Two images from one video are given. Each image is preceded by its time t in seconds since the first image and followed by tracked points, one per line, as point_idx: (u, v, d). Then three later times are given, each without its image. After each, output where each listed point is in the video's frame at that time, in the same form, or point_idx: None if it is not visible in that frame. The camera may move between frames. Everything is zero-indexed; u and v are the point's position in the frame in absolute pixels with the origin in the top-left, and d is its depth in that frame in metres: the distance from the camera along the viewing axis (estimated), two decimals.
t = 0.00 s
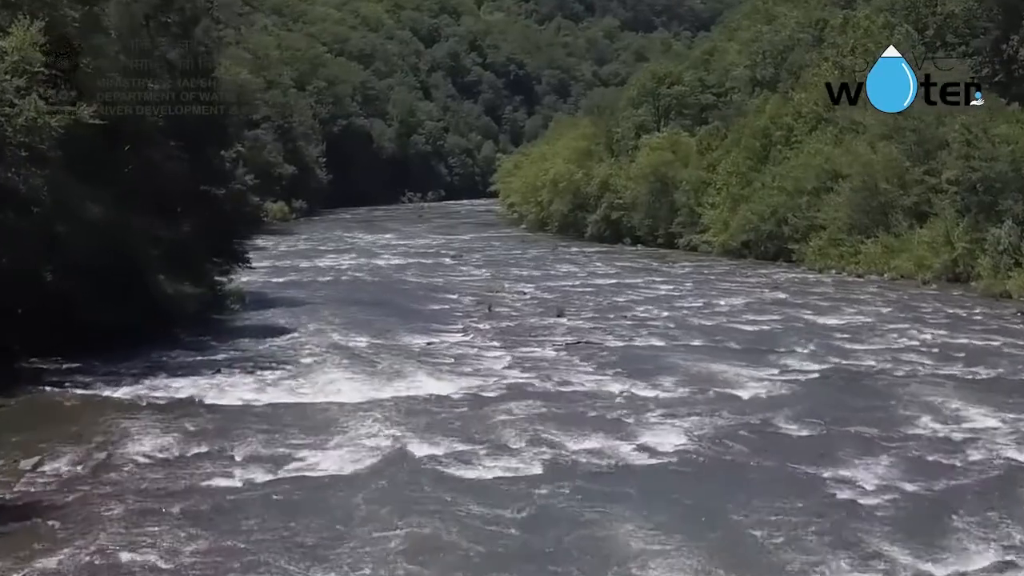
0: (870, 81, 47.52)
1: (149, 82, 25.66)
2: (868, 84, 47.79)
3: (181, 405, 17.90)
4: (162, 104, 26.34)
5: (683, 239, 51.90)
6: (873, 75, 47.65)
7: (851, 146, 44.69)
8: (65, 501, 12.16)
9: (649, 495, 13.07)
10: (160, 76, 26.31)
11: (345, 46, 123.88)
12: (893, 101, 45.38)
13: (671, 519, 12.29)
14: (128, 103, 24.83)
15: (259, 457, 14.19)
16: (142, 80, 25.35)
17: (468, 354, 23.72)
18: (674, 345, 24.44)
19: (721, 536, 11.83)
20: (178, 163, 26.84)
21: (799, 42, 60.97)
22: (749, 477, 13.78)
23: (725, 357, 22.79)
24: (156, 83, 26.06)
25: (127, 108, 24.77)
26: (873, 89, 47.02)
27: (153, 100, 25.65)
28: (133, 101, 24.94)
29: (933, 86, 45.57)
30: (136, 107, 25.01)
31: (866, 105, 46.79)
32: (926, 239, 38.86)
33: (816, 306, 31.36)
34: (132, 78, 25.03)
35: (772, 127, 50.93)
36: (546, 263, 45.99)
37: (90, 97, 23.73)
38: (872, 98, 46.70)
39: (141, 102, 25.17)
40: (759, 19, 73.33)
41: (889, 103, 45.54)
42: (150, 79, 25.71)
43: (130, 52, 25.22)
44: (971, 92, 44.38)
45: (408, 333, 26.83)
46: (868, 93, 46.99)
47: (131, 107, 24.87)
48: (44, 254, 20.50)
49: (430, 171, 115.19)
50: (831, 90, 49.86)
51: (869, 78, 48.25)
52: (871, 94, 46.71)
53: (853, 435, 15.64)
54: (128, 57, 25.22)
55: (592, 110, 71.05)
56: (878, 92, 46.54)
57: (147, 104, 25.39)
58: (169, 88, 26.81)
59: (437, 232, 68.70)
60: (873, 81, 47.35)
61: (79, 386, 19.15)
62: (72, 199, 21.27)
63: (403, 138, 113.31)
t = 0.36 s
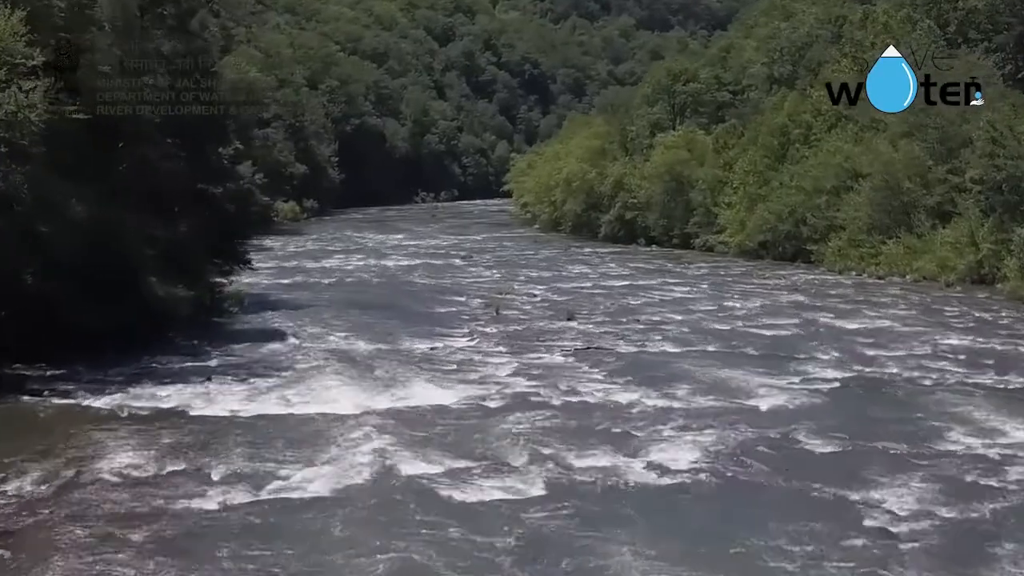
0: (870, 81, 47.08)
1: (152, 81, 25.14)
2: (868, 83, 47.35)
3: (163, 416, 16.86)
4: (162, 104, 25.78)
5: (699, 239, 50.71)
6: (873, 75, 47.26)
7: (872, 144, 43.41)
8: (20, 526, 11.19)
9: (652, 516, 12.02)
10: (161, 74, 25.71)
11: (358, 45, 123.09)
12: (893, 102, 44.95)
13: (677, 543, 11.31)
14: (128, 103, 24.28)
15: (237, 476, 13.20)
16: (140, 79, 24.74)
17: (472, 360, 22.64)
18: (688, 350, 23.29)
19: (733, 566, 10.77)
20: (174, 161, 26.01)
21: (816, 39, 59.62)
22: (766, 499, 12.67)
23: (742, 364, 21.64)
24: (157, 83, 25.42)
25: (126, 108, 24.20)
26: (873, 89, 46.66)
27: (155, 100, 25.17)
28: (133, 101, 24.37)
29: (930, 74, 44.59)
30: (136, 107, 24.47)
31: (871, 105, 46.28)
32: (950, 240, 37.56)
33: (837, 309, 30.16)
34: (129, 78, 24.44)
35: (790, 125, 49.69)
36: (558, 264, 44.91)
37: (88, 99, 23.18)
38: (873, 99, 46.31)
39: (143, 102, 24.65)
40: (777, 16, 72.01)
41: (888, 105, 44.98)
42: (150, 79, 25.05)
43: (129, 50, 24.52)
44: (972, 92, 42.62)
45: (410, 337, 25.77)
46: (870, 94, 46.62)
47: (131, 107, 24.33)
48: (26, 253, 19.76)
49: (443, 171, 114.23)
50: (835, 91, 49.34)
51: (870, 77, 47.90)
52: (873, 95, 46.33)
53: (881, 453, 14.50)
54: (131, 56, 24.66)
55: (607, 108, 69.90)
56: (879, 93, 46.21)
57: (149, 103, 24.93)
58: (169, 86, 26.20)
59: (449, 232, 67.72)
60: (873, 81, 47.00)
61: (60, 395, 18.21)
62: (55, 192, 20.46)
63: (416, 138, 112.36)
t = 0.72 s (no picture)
0: (871, 80, 46.31)
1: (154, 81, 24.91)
2: (869, 82, 46.57)
3: (132, 430, 15.85)
4: (162, 104, 25.46)
5: (707, 239, 49.58)
6: (873, 74, 46.44)
7: (884, 143, 42.24)
8: None
9: (648, 547, 11.00)
10: (164, 74, 25.42)
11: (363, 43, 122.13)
12: (894, 102, 44.25)
13: None
14: (127, 101, 23.96)
15: (200, 503, 12.22)
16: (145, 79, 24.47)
17: (466, 367, 21.54)
18: (694, 358, 22.16)
19: None
20: (162, 158, 25.22)
21: (827, 35, 58.41)
22: (775, 527, 11.62)
23: (752, 373, 20.50)
24: (157, 83, 25.10)
25: (125, 107, 23.87)
26: (874, 89, 45.86)
27: (154, 99, 24.95)
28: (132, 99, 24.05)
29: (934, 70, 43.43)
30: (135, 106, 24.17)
31: (874, 104, 45.38)
32: (965, 240, 36.35)
33: (849, 313, 29.02)
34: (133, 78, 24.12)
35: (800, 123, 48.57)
36: (562, 265, 43.88)
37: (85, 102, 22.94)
38: (874, 100, 45.43)
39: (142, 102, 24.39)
40: (786, 12, 70.84)
41: (888, 106, 44.58)
42: (152, 79, 24.74)
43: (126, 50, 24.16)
44: (971, 92, 41.38)
45: (405, 342, 24.67)
46: (871, 93, 45.79)
47: (129, 106, 24.01)
48: None
49: (449, 171, 113.16)
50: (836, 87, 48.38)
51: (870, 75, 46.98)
52: (873, 96, 45.55)
53: (903, 473, 13.41)
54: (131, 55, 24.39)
55: (613, 107, 68.80)
56: (879, 93, 45.39)
57: (147, 102, 24.69)
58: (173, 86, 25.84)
59: (453, 232, 66.69)
60: (874, 80, 46.17)
61: (26, 408, 17.23)
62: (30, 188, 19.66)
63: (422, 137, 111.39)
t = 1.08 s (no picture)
0: (870, 81, 45.48)
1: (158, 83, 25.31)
2: (868, 83, 45.68)
3: (92, 443, 14.91)
4: (159, 105, 25.49)
5: (705, 239, 48.63)
6: (871, 74, 45.58)
7: (886, 141, 41.26)
8: None
9: None
10: (168, 75, 25.68)
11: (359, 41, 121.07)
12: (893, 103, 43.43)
13: None
14: (128, 101, 24.25)
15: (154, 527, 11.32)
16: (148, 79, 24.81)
17: (452, 374, 20.52)
18: (691, 364, 21.13)
19: None
20: (138, 155, 24.48)
21: (827, 32, 57.43)
22: (778, 551, 10.69)
23: (753, 382, 19.48)
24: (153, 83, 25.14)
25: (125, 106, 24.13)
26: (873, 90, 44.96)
27: (155, 99, 25.24)
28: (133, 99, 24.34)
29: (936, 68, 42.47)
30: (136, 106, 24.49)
31: (871, 104, 44.82)
32: (970, 240, 35.44)
33: (853, 316, 28.04)
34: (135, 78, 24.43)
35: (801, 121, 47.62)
36: (557, 265, 42.92)
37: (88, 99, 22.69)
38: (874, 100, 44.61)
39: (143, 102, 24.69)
40: (786, 9, 69.82)
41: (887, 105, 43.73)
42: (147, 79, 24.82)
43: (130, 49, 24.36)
44: (972, 92, 40.32)
45: (390, 348, 23.65)
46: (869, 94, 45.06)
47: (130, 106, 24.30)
48: None
49: (445, 169, 112.09)
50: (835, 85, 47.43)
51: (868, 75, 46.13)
52: (872, 97, 44.78)
53: (917, 494, 12.47)
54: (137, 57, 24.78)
55: (609, 104, 67.82)
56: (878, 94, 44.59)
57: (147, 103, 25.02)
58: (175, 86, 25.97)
59: (447, 232, 65.68)
60: (873, 81, 45.30)
61: None
62: None
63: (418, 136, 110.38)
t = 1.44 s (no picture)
0: (869, 81, 44.46)
1: (160, 83, 25.13)
2: (868, 83, 44.65)
3: (41, 460, 13.84)
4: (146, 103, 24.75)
5: (703, 240, 47.53)
6: (871, 74, 44.55)
7: (889, 139, 40.16)
8: None
9: None
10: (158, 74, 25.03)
11: (353, 40, 119.92)
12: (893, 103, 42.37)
13: None
14: (129, 102, 24.27)
15: (93, 565, 10.31)
16: (150, 80, 24.69)
17: (435, 384, 19.40)
18: (689, 373, 20.01)
19: None
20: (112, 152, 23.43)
21: (827, 28, 56.31)
22: None
23: (754, 392, 18.37)
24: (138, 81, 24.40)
25: (126, 106, 24.17)
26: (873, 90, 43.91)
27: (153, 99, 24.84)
28: (134, 99, 24.36)
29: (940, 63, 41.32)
30: (136, 107, 24.47)
31: (869, 104, 43.92)
32: (977, 241, 34.39)
33: (857, 321, 26.94)
34: (137, 78, 24.37)
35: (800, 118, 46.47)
36: (552, 267, 41.85)
37: (89, 99, 22.77)
38: (874, 100, 43.58)
39: (144, 102, 24.61)
40: (784, 6, 68.77)
41: (887, 105, 42.66)
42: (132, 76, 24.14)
43: (131, 49, 24.23)
44: (972, 92, 39.32)
45: (372, 354, 22.52)
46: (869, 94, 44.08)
47: (131, 106, 24.32)
48: None
49: (441, 169, 110.98)
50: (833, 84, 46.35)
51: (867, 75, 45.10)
52: (872, 97, 43.80)
53: (939, 519, 11.44)
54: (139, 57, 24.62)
55: (606, 102, 66.72)
56: (878, 94, 43.56)
57: (149, 103, 24.83)
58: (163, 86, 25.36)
59: (441, 232, 64.53)
60: (873, 82, 44.26)
61: None
62: None
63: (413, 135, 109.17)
